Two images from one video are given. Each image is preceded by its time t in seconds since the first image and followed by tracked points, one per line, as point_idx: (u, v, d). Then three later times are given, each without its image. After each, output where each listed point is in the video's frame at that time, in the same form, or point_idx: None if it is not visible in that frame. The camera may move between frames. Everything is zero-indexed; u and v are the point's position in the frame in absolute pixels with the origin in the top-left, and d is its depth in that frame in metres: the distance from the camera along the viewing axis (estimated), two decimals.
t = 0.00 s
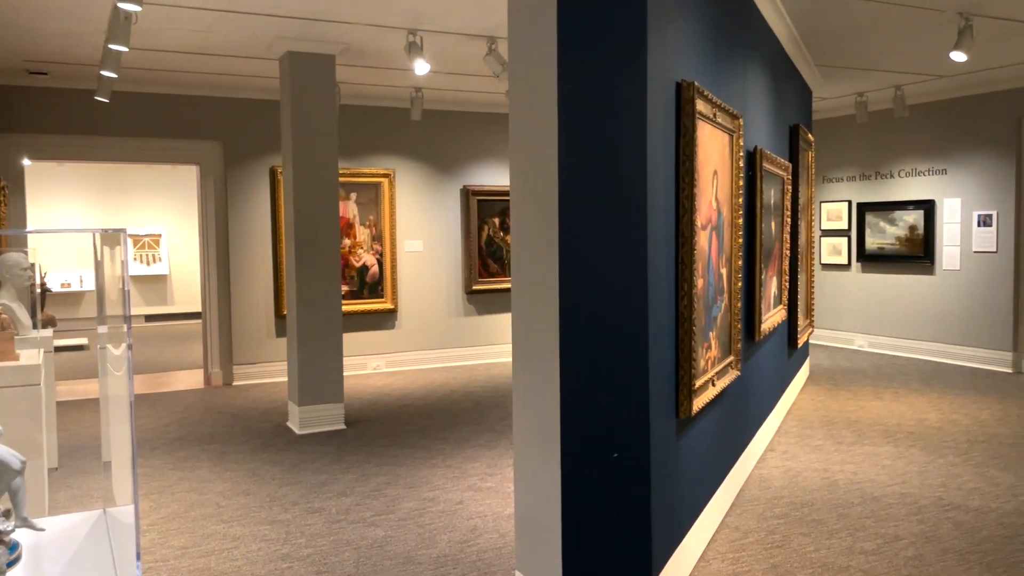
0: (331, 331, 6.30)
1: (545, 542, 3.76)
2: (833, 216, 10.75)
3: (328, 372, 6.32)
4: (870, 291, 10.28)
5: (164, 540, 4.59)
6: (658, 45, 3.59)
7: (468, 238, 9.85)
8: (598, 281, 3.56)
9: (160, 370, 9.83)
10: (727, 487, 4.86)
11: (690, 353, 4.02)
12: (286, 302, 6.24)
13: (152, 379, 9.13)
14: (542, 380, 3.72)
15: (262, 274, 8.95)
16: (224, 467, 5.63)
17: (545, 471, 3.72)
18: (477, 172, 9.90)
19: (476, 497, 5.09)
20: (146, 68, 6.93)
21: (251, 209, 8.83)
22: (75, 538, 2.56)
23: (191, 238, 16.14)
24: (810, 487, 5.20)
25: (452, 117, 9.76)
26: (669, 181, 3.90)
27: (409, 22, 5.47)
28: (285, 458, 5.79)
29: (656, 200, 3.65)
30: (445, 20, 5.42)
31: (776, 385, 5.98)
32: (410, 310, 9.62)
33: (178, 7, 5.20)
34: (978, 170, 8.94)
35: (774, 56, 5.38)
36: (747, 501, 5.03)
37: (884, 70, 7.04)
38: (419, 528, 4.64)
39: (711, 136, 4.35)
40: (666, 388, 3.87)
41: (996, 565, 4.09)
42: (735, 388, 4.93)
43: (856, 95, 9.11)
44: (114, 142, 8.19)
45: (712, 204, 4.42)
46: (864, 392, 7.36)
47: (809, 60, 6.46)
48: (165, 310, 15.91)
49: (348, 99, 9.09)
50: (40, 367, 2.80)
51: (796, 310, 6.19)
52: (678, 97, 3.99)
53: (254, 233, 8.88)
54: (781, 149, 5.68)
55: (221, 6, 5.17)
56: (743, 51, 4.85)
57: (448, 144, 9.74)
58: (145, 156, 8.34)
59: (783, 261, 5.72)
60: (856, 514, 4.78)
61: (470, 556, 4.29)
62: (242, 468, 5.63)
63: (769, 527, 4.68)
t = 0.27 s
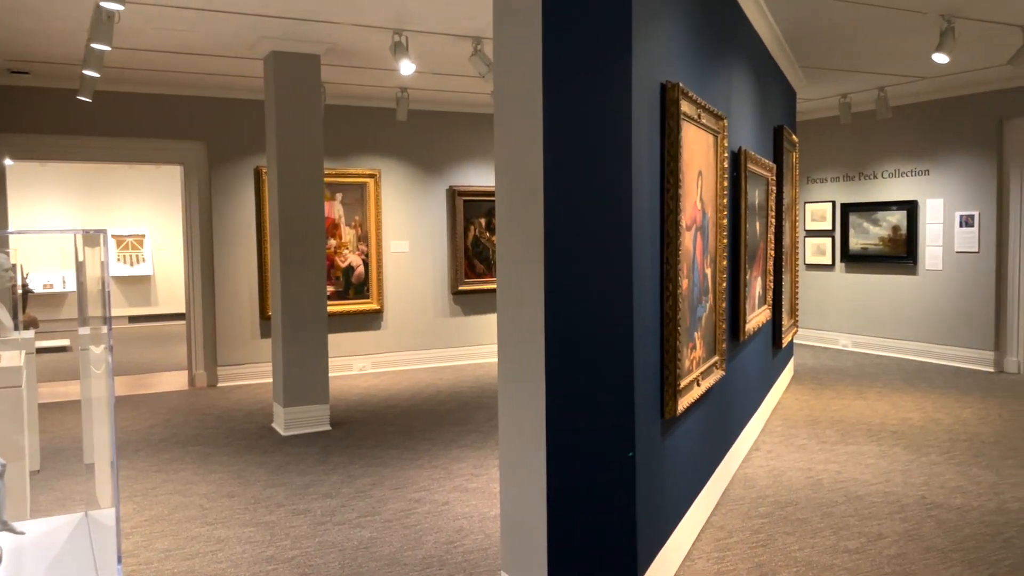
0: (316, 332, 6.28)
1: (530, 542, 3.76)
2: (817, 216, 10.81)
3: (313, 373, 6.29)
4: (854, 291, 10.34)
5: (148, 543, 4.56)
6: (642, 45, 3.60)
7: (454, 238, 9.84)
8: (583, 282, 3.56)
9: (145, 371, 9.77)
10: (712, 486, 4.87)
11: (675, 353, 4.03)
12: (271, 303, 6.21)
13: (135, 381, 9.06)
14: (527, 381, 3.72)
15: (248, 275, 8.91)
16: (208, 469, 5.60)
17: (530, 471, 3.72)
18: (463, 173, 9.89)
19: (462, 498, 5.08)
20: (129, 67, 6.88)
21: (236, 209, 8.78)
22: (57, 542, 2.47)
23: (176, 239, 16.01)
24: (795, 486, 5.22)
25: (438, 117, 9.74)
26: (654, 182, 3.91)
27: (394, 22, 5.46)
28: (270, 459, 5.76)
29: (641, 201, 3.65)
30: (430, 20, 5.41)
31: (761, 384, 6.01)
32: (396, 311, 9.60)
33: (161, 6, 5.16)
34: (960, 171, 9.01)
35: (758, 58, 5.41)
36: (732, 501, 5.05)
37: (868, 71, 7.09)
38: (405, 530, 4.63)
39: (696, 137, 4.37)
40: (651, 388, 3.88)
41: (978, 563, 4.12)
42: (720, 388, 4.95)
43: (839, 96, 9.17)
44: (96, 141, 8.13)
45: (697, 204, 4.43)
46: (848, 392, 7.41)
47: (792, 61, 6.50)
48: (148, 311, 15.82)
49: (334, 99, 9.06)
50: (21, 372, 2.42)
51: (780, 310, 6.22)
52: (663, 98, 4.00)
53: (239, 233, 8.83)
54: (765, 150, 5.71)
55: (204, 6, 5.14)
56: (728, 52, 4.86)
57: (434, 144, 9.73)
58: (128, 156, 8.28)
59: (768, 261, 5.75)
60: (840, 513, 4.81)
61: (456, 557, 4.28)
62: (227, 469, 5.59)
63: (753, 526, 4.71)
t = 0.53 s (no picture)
0: (301, 332, 6.26)
1: (516, 543, 3.76)
2: (800, 216, 10.87)
3: (299, 373, 6.27)
4: (837, 291, 10.41)
5: (131, 545, 4.52)
6: (626, 45, 3.60)
7: (440, 239, 9.83)
8: (568, 282, 3.57)
9: (128, 373, 9.70)
10: (697, 485, 4.89)
11: (659, 353, 4.03)
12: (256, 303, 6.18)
13: (118, 382, 9.00)
14: (513, 381, 3.72)
15: (233, 275, 8.87)
16: (192, 471, 5.56)
17: (516, 471, 3.72)
18: (449, 173, 9.88)
19: (448, 499, 5.07)
20: (111, 67, 6.83)
21: (220, 209, 8.74)
22: (35, 546, 2.30)
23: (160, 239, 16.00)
24: (779, 485, 5.25)
25: (424, 117, 9.73)
26: (638, 183, 3.92)
27: (379, 21, 5.45)
28: (255, 461, 5.74)
29: (625, 201, 3.66)
30: (414, 20, 5.40)
31: (745, 384, 6.03)
32: (381, 311, 9.58)
33: (144, 5, 5.13)
34: (942, 172, 9.09)
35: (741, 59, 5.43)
36: (717, 500, 5.07)
37: (851, 72, 7.14)
38: (391, 531, 4.62)
39: (680, 137, 4.38)
40: (636, 388, 3.89)
41: (960, 560, 4.16)
42: (704, 387, 4.97)
43: (823, 97, 9.23)
44: (79, 141, 8.06)
45: (681, 204, 4.45)
46: (831, 391, 7.45)
47: (775, 62, 6.54)
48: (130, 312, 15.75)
49: (319, 100, 9.03)
50: None
51: (764, 309, 6.26)
52: (646, 99, 4.01)
53: (223, 234, 8.79)
54: (749, 151, 5.74)
55: (187, 5, 5.11)
56: (711, 53, 4.88)
57: (420, 144, 9.72)
58: (111, 156, 8.22)
59: (752, 261, 5.77)
60: (824, 511, 4.83)
61: (442, 558, 4.27)
62: (211, 471, 5.56)
63: (738, 525, 4.72)
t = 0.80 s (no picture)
0: (285, 333, 6.23)
1: (500, 544, 3.75)
2: (784, 216, 10.93)
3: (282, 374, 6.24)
4: (820, 291, 10.49)
5: (112, 548, 4.49)
6: (609, 46, 3.60)
7: (425, 239, 9.81)
8: (552, 282, 3.57)
9: (111, 374, 9.63)
10: (681, 485, 4.91)
11: (643, 353, 4.04)
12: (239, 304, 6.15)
13: (100, 384, 8.93)
14: (496, 381, 3.71)
15: (217, 276, 8.82)
16: (175, 473, 5.53)
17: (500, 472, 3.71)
18: (434, 173, 9.87)
19: (432, 499, 5.07)
20: (93, 66, 6.78)
21: (203, 210, 8.69)
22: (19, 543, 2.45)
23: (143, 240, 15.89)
24: (762, 483, 5.28)
25: (409, 117, 9.71)
26: (622, 183, 3.92)
27: (363, 21, 5.43)
28: (238, 462, 5.71)
29: (609, 201, 3.66)
30: (399, 20, 5.39)
31: (729, 383, 6.06)
32: (366, 312, 9.56)
33: (125, 4, 5.09)
34: (923, 172, 9.17)
35: (725, 60, 5.46)
36: (701, 499, 5.09)
37: (834, 73, 7.19)
38: (375, 532, 4.61)
39: (663, 138, 4.39)
40: (620, 388, 3.89)
41: (941, 558, 4.19)
42: (688, 387, 4.99)
43: (806, 98, 9.29)
44: (60, 141, 8.00)
45: (665, 204, 4.46)
46: (814, 390, 7.50)
47: (758, 63, 6.57)
48: (113, 313, 15.63)
49: (303, 99, 9.00)
50: None
51: (748, 309, 6.29)
52: (630, 99, 4.01)
53: (206, 234, 8.74)
54: (732, 151, 5.76)
55: (169, 4, 5.08)
56: (695, 53, 4.90)
57: (405, 145, 9.70)
58: (93, 156, 8.16)
59: (736, 261, 5.79)
60: (806, 509, 4.86)
61: (426, 559, 4.26)
62: (193, 473, 5.53)
63: (721, 524, 4.75)
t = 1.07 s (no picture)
0: (268, 334, 6.19)
1: (484, 544, 3.74)
2: (768, 216, 10.97)
3: (266, 375, 6.21)
4: (804, 290, 10.54)
5: (93, 551, 4.45)
6: (593, 47, 3.60)
7: (410, 239, 9.79)
8: (536, 282, 3.56)
9: (93, 375, 9.55)
10: (665, 484, 4.92)
11: (627, 353, 4.05)
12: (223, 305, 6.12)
13: (82, 386, 8.85)
14: (481, 382, 3.68)
15: (201, 276, 8.76)
16: (158, 475, 5.49)
17: (483, 472, 3.69)
18: (420, 173, 9.85)
19: (417, 500, 5.06)
20: (74, 65, 6.72)
21: (186, 210, 8.63)
22: None
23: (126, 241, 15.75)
24: (746, 482, 5.30)
25: (394, 117, 9.69)
26: (607, 183, 3.93)
27: (347, 21, 5.42)
28: (222, 464, 5.67)
29: (593, 202, 3.66)
30: (383, 19, 5.38)
31: (713, 383, 6.08)
32: (351, 312, 9.53)
33: (106, 3, 5.05)
34: (905, 172, 9.23)
35: (708, 61, 5.47)
36: (685, 498, 5.10)
37: (817, 74, 7.23)
38: (360, 533, 4.59)
39: (648, 138, 4.40)
40: (604, 388, 3.90)
41: (923, 555, 4.22)
42: (673, 387, 5.00)
43: (789, 98, 9.33)
44: (40, 141, 7.92)
45: (649, 205, 4.47)
46: (798, 389, 7.55)
47: (742, 64, 6.60)
48: (95, 314, 15.50)
49: (287, 99, 8.96)
50: None
51: (732, 309, 6.32)
52: (614, 100, 4.01)
53: (190, 234, 8.68)
54: (716, 152, 5.78)
55: (151, 3, 5.04)
56: (679, 53, 4.91)
57: (391, 144, 9.68)
58: (75, 156, 8.09)
59: (719, 261, 5.82)
60: (790, 508, 4.89)
61: (411, 560, 4.25)
62: (176, 475, 5.49)
63: (706, 523, 4.76)
